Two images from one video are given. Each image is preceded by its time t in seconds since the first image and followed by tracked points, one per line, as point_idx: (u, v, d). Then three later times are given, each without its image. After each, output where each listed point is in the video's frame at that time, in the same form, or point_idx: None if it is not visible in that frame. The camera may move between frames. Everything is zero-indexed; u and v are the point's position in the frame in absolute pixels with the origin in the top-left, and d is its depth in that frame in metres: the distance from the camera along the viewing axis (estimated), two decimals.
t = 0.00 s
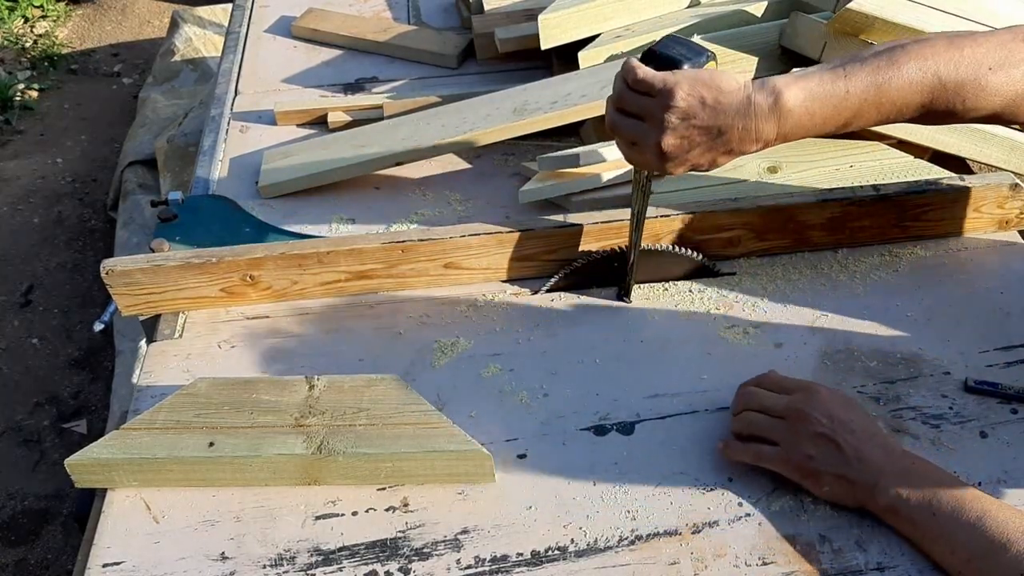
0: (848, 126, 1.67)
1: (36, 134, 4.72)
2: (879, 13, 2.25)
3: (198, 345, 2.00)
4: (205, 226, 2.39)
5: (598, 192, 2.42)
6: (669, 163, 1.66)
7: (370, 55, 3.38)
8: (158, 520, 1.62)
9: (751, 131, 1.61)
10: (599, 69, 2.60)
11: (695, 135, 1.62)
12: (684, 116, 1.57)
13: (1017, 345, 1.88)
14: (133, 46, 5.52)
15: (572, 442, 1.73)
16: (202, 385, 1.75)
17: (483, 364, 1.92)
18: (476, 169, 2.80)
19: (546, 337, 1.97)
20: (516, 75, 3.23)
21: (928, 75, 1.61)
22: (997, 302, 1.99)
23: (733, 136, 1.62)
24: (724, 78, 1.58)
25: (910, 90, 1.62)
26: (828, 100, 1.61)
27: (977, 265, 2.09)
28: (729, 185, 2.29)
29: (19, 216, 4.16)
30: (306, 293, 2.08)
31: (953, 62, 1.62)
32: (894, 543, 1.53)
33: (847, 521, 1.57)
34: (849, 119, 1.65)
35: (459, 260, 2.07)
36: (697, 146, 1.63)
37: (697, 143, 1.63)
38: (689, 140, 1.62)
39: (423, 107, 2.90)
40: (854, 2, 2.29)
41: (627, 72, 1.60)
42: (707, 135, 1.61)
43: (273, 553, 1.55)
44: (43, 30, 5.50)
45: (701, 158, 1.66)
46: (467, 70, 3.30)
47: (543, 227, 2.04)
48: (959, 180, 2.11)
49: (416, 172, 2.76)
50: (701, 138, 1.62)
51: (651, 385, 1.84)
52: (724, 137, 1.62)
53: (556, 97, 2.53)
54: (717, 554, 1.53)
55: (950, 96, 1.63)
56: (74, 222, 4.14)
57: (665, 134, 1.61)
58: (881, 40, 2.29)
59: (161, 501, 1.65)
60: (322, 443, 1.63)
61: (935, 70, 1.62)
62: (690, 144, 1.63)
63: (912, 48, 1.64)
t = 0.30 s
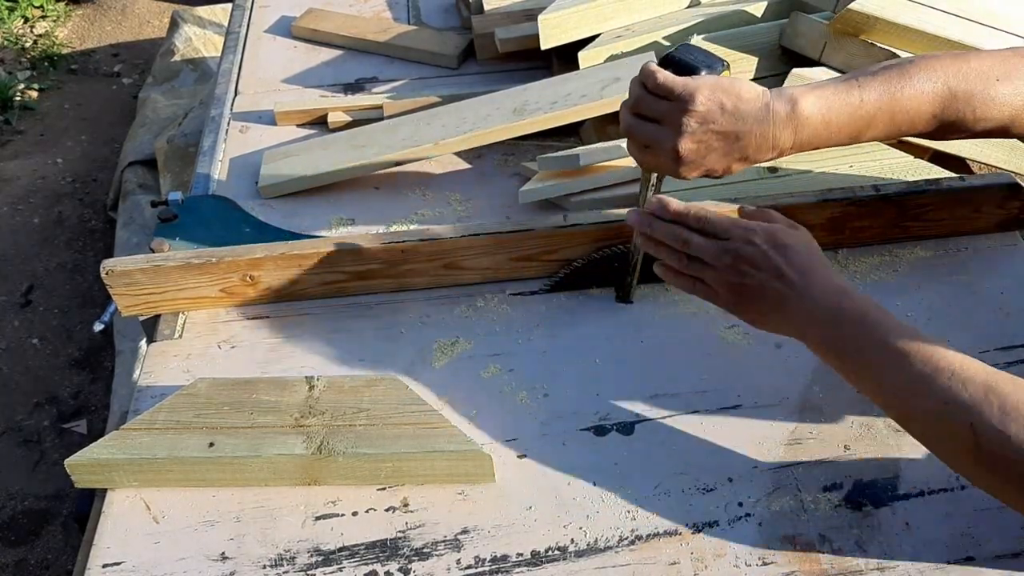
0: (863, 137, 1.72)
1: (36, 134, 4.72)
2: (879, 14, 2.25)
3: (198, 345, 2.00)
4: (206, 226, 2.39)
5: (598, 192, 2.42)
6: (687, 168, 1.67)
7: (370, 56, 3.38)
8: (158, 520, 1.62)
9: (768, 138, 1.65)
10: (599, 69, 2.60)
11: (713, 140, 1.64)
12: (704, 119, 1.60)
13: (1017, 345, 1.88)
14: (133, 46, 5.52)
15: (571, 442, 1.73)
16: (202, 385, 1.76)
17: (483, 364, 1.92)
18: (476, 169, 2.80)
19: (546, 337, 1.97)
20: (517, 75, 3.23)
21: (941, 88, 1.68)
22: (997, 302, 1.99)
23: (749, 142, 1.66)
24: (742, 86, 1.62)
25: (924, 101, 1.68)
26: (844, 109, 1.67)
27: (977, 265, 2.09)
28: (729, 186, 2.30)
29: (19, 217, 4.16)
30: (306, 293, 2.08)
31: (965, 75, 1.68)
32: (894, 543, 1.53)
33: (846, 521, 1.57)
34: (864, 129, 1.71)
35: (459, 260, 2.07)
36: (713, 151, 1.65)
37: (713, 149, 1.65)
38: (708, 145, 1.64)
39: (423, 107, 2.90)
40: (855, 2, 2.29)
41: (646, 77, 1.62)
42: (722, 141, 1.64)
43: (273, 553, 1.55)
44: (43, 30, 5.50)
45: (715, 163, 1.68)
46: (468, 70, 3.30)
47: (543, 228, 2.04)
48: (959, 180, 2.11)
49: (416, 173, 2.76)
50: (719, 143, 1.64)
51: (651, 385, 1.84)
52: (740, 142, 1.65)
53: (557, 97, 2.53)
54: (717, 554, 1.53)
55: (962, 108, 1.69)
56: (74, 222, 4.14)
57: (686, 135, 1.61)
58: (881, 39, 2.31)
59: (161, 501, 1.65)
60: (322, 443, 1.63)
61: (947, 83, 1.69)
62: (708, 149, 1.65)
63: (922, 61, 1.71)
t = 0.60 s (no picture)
0: (909, 106, 1.83)
1: (36, 135, 4.72)
2: (878, 14, 2.25)
3: (199, 346, 2.00)
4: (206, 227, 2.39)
5: (598, 192, 2.42)
6: (739, 142, 1.69)
7: (370, 56, 3.38)
8: (158, 520, 1.62)
9: (822, 105, 1.71)
10: (600, 69, 2.60)
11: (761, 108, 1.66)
12: (752, 88, 1.63)
13: (1018, 345, 1.88)
14: (133, 46, 5.52)
15: (572, 442, 1.73)
16: (202, 385, 1.76)
17: (484, 364, 1.92)
18: (476, 170, 2.80)
19: (546, 338, 1.98)
20: (517, 75, 3.23)
21: (986, 56, 1.81)
22: (998, 302, 1.99)
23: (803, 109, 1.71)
24: (794, 54, 1.68)
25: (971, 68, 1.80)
26: (896, 79, 1.77)
27: (977, 265, 2.09)
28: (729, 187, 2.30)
29: (19, 217, 4.16)
30: (306, 293, 2.08)
31: (1010, 44, 1.81)
32: (894, 543, 1.53)
33: (846, 521, 1.57)
34: (912, 99, 1.81)
35: (459, 260, 2.07)
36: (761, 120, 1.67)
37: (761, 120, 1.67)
38: (757, 114, 1.66)
39: (423, 107, 2.90)
40: (856, 2, 2.29)
41: (695, 51, 1.66)
42: (773, 111, 1.67)
43: (273, 553, 1.55)
44: (44, 31, 5.51)
45: (764, 133, 1.69)
46: (468, 70, 3.30)
47: (543, 228, 2.04)
48: (959, 180, 2.11)
49: (417, 173, 2.76)
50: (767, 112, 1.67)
51: (651, 385, 1.84)
52: (794, 109, 1.69)
53: (557, 98, 2.54)
54: (717, 554, 1.53)
55: (1009, 75, 1.81)
56: (75, 223, 4.15)
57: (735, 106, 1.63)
58: (882, 40, 2.30)
59: (161, 501, 1.65)
60: (322, 443, 1.64)
61: (988, 51, 1.81)
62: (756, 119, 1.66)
63: (966, 32, 1.83)
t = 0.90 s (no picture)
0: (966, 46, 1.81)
1: (36, 135, 4.72)
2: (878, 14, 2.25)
3: (199, 345, 2.00)
4: (206, 226, 2.39)
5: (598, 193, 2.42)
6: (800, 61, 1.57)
7: (370, 55, 3.38)
8: (158, 520, 1.62)
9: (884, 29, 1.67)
10: (599, 70, 2.61)
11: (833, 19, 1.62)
12: None
13: (1018, 345, 1.88)
14: (133, 46, 5.52)
15: (571, 442, 1.73)
16: (202, 385, 1.76)
17: (483, 364, 1.92)
18: (476, 170, 2.80)
19: (546, 337, 1.98)
20: (517, 75, 3.23)
21: None
22: (998, 302, 1.99)
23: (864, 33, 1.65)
24: None
25: None
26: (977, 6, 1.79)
27: (977, 265, 2.09)
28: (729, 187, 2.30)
29: (19, 217, 4.16)
30: (306, 293, 2.08)
31: None
32: (894, 543, 1.53)
33: (846, 521, 1.57)
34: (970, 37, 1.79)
35: (459, 260, 2.07)
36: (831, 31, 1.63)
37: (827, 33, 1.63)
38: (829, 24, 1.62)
39: (423, 107, 2.90)
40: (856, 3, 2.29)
41: None
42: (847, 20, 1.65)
43: (273, 553, 1.55)
44: (44, 31, 5.51)
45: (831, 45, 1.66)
46: (468, 70, 3.30)
47: (543, 228, 2.04)
48: (959, 180, 2.12)
49: (417, 173, 2.76)
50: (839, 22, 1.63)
51: (651, 385, 1.84)
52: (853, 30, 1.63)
53: (557, 98, 2.54)
54: (717, 554, 1.53)
55: None
56: (75, 222, 4.15)
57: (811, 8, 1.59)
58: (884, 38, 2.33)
59: (161, 501, 1.65)
60: (323, 443, 1.64)
61: None
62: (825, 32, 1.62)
63: None
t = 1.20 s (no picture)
0: (914, 47, 1.83)
1: (38, 136, 4.73)
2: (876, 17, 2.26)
3: (200, 345, 2.01)
4: (207, 227, 2.40)
5: (598, 193, 2.43)
6: (760, 53, 1.54)
7: (371, 57, 3.39)
8: (160, 518, 1.63)
9: (836, 25, 1.67)
10: (599, 71, 2.62)
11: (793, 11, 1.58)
12: None
13: (1016, 345, 1.88)
14: (135, 47, 5.54)
15: (571, 441, 1.74)
16: (205, 385, 1.77)
17: (484, 364, 1.93)
18: (477, 171, 2.81)
19: (546, 337, 1.98)
20: (517, 76, 3.24)
21: (999, 14, 1.84)
22: (996, 302, 2.00)
23: (818, 26, 1.65)
24: None
25: (986, 22, 1.83)
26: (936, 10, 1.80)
27: (975, 266, 2.10)
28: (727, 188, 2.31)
29: (22, 217, 4.17)
30: (307, 293, 2.09)
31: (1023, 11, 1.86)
32: (892, 541, 1.54)
33: (845, 520, 1.58)
34: (919, 40, 1.82)
35: (460, 260, 2.08)
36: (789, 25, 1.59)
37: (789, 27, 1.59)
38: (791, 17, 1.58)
39: (424, 108, 2.92)
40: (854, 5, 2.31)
41: None
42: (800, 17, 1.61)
43: (275, 552, 1.56)
44: (46, 32, 5.53)
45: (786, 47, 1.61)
46: (468, 71, 3.31)
47: (543, 229, 2.06)
48: (958, 181, 2.13)
49: (417, 174, 2.77)
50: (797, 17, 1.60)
51: (651, 384, 1.85)
52: (809, 23, 1.62)
53: (556, 99, 2.54)
54: (716, 553, 1.54)
55: (1017, 38, 1.86)
56: (77, 223, 4.16)
57: None
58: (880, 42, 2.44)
59: (163, 500, 1.66)
60: (324, 442, 1.65)
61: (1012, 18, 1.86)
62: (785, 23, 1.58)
63: None
